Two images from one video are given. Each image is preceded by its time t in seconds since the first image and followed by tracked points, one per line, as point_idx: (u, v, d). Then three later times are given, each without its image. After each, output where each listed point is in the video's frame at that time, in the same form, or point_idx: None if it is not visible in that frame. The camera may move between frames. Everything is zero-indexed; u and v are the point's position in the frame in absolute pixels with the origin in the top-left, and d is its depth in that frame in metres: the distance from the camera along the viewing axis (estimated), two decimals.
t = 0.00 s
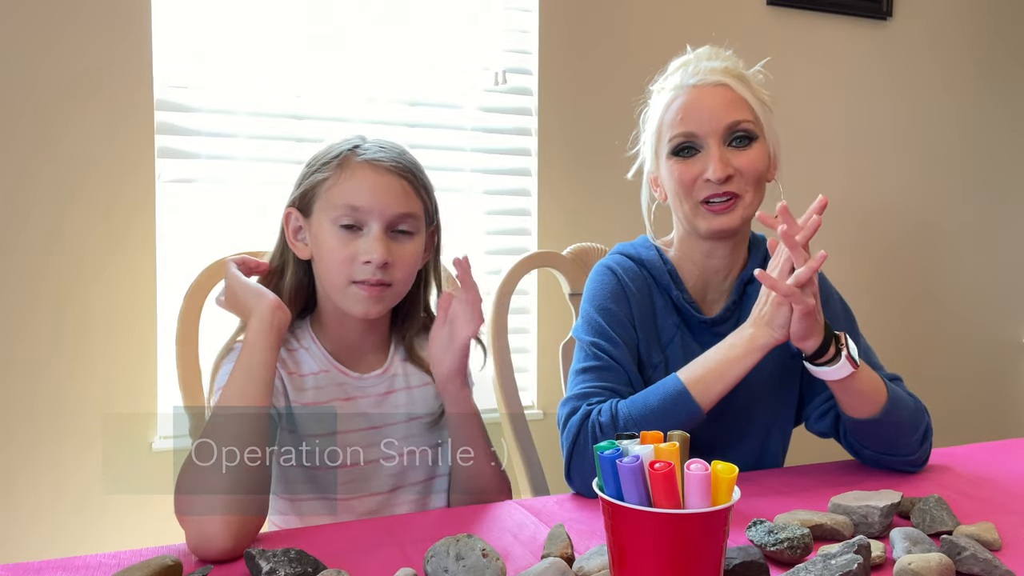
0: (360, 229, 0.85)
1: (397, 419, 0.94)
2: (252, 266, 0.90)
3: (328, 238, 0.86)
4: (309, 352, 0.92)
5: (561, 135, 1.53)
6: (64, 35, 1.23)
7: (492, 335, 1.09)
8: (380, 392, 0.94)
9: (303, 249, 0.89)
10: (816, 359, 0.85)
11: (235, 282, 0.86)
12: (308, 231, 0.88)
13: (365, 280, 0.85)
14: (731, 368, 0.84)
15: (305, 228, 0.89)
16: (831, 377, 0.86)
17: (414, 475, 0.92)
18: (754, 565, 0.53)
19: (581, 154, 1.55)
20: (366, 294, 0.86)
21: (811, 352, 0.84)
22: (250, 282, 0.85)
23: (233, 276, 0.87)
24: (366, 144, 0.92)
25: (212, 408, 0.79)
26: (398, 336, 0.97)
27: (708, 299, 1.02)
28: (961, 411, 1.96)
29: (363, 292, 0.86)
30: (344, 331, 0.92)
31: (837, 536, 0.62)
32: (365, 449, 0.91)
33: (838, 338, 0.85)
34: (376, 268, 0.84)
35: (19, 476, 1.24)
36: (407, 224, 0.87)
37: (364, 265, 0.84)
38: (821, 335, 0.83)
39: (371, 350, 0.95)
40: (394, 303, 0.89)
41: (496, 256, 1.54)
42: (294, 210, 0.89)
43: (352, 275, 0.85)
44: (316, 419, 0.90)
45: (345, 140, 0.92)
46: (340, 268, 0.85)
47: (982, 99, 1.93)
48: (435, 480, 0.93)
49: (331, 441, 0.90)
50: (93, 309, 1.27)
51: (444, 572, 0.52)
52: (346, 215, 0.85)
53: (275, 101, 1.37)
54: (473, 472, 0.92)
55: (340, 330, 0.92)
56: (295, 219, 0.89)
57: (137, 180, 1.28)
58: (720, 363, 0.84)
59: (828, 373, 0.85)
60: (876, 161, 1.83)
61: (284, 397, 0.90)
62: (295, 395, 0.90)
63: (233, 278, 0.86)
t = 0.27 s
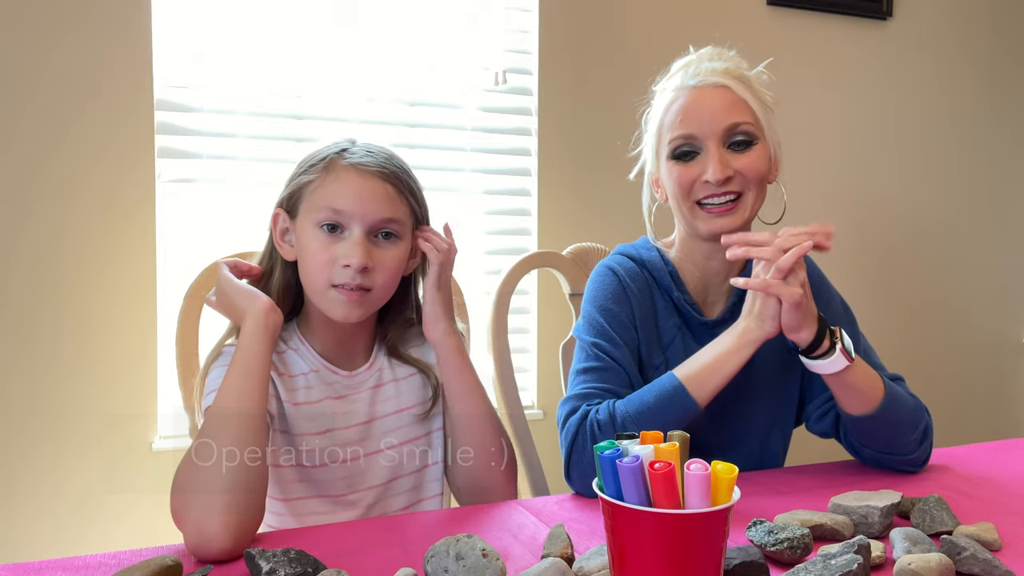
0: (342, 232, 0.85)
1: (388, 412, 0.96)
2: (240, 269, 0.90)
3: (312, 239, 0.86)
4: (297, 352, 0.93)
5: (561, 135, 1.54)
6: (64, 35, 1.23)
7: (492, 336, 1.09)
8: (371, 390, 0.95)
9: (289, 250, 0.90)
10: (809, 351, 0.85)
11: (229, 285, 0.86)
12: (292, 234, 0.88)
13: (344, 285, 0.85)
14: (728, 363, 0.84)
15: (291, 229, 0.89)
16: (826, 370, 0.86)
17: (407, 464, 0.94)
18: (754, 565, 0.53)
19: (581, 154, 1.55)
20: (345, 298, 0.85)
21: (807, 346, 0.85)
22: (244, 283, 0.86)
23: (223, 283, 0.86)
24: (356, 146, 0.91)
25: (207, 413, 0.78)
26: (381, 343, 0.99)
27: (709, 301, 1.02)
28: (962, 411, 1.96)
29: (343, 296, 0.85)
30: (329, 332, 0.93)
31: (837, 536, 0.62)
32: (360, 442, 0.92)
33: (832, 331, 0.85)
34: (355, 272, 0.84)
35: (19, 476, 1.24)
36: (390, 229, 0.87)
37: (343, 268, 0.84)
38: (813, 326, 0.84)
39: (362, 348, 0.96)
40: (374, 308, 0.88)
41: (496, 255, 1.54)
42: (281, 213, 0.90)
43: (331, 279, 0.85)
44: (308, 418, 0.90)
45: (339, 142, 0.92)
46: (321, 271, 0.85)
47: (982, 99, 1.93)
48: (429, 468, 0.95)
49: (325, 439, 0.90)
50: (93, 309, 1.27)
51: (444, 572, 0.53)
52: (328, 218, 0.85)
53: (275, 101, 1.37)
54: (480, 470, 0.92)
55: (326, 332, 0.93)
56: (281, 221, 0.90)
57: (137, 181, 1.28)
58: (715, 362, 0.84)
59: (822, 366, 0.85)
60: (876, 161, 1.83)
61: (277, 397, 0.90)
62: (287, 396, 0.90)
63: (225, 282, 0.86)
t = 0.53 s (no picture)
0: (334, 228, 0.85)
1: (387, 407, 0.95)
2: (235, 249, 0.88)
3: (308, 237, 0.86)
4: (296, 349, 0.92)
5: (561, 135, 1.54)
6: (64, 36, 1.23)
7: (493, 335, 1.09)
8: (370, 385, 0.94)
9: (282, 252, 0.89)
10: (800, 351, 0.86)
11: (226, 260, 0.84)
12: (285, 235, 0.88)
13: (341, 280, 0.84)
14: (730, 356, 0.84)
15: (282, 231, 0.89)
16: (814, 370, 0.86)
17: (406, 460, 0.94)
18: (754, 565, 0.53)
19: (581, 154, 1.55)
20: (343, 294, 0.85)
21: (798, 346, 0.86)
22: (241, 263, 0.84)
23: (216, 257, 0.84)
24: (340, 143, 0.91)
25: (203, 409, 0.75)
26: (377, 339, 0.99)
27: (708, 300, 1.02)
28: (962, 411, 1.96)
29: (341, 292, 0.84)
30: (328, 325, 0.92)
31: (837, 536, 0.62)
32: (361, 439, 0.92)
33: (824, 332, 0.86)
34: (351, 266, 0.84)
35: (19, 475, 1.24)
36: (381, 221, 0.87)
37: (338, 264, 0.84)
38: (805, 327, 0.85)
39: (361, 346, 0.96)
40: (373, 302, 0.88)
41: (496, 255, 1.54)
42: (271, 217, 0.90)
43: (328, 275, 0.84)
44: (308, 417, 0.90)
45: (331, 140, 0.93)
46: (316, 268, 0.85)
47: (982, 99, 1.93)
48: (427, 464, 0.95)
49: (325, 437, 0.90)
50: (93, 309, 1.27)
51: (444, 573, 0.53)
52: (320, 216, 0.85)
53: (275, 102, 1.37)
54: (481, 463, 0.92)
55: (325, 330, 0.93)
56: (272, 224, 0.89)
57: (138, 180, 1.28)
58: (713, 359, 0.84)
59: (813, 367, 0.86)
60: (876, 162, 1.83)
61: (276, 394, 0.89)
62: (287, 393, 0.89)
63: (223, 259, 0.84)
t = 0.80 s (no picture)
0: (350, 226, 0.85)
1: (385, 400, 0.96)
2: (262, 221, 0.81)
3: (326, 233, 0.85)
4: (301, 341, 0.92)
5: (561, 135, 1.54)
6: (65, 36, 1.23)
7: (493, 335, 1.09)
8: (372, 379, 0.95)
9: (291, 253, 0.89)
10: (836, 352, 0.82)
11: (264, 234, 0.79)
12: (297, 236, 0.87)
13: (364, 276, 0.85)
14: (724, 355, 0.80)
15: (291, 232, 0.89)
16: (852, 371, 0.83)
17: (401, 453, 0.95)
18: (754, 565, 0.53)
19: (581, 154, 1.55)
20: (367, 289, 0.85)
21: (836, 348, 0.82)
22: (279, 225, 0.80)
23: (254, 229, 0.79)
24: (342, 140, 0.91)
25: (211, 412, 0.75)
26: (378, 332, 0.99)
27: (707, 298, 1.02)
28: (962, 411, 1.96)
29: (364, 288, 0.85)
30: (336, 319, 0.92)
31: (837, 536, 0.62)
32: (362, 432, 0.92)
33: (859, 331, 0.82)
34: (373, 262, 0.84)
35: (19, 475, 1.24)
36: (395, 215, 0.87)
37: (360, 261, 0.84)
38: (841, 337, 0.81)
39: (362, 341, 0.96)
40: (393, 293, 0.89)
41: (496, 255, 1.54)
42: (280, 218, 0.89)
43: (350, 272, 0.84)
44: (312, 409, 0.90)
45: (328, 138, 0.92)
46: (337, 266, 0.85)
47: (982, 99, 1.93)
48: (422, 457, 0.97)
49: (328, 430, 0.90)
50: (93, 310, 1.27)
51: (443, 573, 0.53)
52: (336, 214, 0.85)
53: (274, 102, 1.37)
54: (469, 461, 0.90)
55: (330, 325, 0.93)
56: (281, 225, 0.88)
57: (138, 180, 1.28)
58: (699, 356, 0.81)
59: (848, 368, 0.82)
60: (876, 162, 1.83)
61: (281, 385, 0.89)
62: (292, 385, 0.89)
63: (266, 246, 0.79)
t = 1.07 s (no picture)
0: (348, 226, 0.85)
1: (389, 403, 0.95)
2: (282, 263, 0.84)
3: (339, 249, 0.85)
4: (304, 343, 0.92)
5: (561, 135, 1.54)
6: (64, 36, 1.23)
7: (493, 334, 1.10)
8: (374, 381, 0.94)
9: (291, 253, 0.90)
10: (862, 344, 0.81)
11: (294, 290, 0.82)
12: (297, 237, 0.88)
13: (363, 274, 0.85)
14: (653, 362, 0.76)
15: (290, 232, 0.89)
16: (874, 364, 0.82)
17: (405, 456, 0.95)
18: (754, 566, 0.53)
19: (581, 154, 1.55)
20: (366, 287, 0.85)
21: (864, 338, 0.80)
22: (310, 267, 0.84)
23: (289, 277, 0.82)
24: (338, 139, 0.91)
25: (213, 390, 0.76)
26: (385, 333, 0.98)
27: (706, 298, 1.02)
28: (963, 411, 1.96)
29: (364, 286, 0.85)
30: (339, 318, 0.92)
31: (837, 536, 0.62)
32: (364, 435, 0.92)
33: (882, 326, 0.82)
34: (371, 261, 0.84)
35: (20, 475, 1.24)
36: (392, 213, 0.87)
37: (359, 259, 0.84)
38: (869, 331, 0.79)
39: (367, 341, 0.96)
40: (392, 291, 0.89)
41: (496, 255, 1.54)
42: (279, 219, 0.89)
43: (349, 271, 0.84)
44: (314, 411, 0.90)
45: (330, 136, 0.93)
46: (336, 266, 0.85)
47: (982, 98, 1.93)
48: (425, 460, 0.97)
49: (330, 432, 0.90)
50: (93, 310, 1.27)
51: (443, 573, 0.53)
52: (333, 214, 0.85)
53: (275, 101, 1.37)
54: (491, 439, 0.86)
55: (335, 325, 0.93)
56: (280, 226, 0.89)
57: (138, 181, 1.28)
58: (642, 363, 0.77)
59: (873, 360, 0.81)
60: (876, 162, 1.83)
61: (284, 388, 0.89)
62: (296, 386, 0.89)
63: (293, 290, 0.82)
